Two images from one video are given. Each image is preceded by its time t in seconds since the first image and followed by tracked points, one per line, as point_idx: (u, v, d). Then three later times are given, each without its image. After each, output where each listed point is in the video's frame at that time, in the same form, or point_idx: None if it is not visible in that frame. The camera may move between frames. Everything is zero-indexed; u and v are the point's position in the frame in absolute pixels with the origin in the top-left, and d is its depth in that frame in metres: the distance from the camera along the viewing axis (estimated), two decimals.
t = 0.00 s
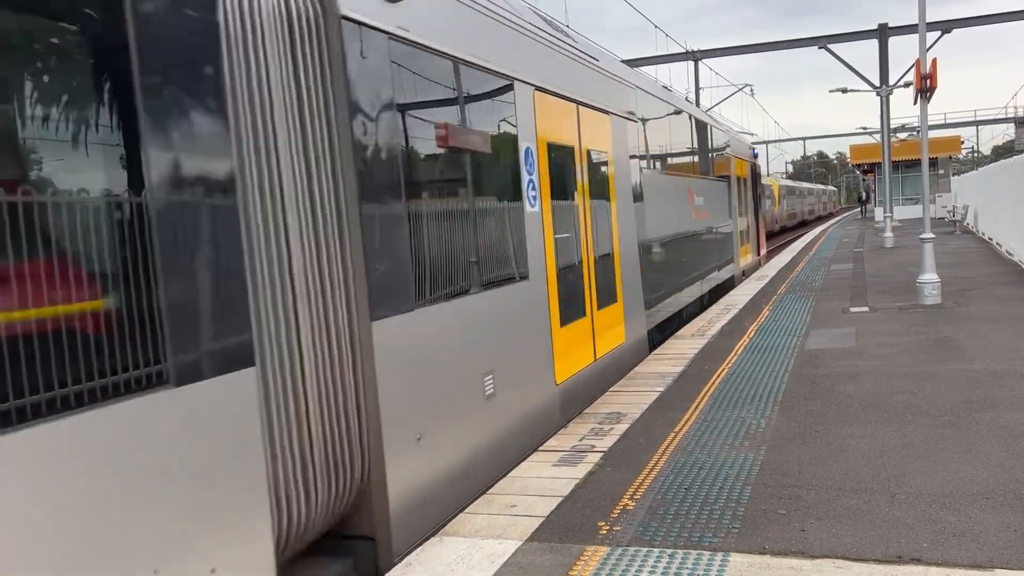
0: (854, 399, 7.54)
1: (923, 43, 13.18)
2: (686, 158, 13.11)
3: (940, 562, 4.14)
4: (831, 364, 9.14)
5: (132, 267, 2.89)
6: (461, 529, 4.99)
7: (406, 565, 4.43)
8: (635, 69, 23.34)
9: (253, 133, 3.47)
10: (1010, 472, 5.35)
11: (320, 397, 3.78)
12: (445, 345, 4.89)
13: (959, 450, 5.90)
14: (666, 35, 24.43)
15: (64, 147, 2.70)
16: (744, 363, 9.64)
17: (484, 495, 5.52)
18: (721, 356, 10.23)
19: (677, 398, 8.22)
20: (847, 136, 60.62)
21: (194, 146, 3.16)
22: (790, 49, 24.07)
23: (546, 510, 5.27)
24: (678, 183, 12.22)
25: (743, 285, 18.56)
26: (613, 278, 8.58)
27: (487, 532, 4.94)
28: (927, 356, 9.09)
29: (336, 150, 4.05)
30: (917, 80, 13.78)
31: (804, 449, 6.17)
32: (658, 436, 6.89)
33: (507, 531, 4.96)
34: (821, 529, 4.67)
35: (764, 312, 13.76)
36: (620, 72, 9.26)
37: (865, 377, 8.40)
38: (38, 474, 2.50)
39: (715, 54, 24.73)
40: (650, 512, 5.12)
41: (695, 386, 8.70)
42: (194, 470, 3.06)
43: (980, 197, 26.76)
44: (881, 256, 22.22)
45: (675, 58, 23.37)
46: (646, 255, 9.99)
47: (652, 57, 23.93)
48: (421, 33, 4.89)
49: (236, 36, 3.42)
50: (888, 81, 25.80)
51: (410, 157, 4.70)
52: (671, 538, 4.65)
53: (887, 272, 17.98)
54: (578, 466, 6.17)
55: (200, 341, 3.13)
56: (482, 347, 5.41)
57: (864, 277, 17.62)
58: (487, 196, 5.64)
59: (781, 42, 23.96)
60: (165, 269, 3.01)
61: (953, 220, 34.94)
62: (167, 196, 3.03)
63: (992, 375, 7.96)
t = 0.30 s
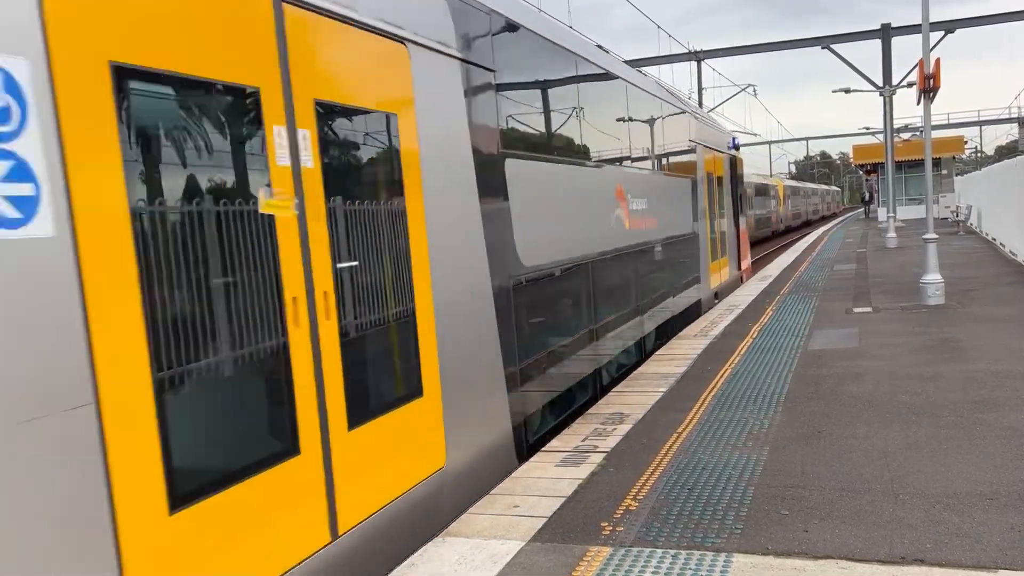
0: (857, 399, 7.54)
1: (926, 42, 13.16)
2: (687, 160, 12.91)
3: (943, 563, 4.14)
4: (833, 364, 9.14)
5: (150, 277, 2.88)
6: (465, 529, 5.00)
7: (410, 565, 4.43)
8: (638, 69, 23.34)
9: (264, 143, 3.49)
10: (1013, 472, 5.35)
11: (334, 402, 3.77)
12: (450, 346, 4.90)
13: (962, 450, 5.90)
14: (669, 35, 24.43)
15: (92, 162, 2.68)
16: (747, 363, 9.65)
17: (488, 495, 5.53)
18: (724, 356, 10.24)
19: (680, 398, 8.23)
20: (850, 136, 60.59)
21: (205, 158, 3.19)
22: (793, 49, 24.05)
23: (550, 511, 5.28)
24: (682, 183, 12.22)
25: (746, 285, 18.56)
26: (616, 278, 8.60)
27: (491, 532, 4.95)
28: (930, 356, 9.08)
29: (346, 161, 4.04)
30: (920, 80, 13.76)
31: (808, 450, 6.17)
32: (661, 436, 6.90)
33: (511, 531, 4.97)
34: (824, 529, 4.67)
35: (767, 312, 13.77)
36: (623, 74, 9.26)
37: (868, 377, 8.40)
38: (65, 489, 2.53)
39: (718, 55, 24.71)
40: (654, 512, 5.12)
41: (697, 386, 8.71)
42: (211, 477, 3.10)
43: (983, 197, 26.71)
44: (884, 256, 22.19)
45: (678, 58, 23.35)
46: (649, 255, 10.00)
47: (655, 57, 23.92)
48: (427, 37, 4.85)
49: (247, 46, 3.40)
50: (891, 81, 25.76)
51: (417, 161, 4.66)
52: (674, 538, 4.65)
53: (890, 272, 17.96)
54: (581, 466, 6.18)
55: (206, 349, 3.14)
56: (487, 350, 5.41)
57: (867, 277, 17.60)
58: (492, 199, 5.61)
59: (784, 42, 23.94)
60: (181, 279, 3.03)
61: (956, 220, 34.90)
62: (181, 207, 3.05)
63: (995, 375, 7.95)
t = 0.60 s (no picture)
0: (862, 400, 7.54)
1: (931, 42, 13.13)
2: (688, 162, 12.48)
3: (948, 564, 4.12)
4: (838, 364, 9.13)
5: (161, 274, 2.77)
6: (469, 529, 5.01)
7: (414, 566, 4.44)
8: (642, 69, 23.36)
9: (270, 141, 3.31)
10: (1019, 473, 5.33)
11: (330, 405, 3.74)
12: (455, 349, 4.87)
13: (967, 451, 5.88)
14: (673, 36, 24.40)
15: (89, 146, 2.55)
16: (751, 363, 9.64)
17: (492, 495, 5.53)
18: (728, 356, 10.24)
19: (685, 398, 8.23)
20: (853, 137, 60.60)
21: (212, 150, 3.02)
22: (797, 49, 24.01)
23: (553, 511, 5.28)
24: (688, 183, 12.20)
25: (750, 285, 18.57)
26: (622, 279, 8.61)
27: (494, 533, 4.95)
28: (935, 356, 9.07)
29: (358, 164, 3.88)
30: (925, 80, 13.72)
31: (812, 450, 6.16)
32: (665, 436, 6.89)
33: (515, 532, 4.97)
34: (828, 530, 4.66)
35: (772, 312, 13.78)
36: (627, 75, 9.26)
37: (872, 377, 8.39)
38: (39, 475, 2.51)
39: (722, 55, 24.69)
40: (657, 512, 5.11)
41: (702, 386, 8.70)
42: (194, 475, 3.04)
43: (988, 197, 26.67)
44: (888, 256, 22.17)
45: (682, 58, 23.33)
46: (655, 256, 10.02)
47: (659, 57, 23.91)
48: (430, 38, 4.83)
49: (238, 41, 3.32)
50: (895, 81, 25.72)
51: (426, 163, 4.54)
52: (678, 539, 4.64)
53: (895, 272, 17.95)
54: (585, 466, 6.19)
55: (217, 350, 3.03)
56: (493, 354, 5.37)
57: (871, 277, 17.59)
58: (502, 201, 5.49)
59: (788, 42, 23.91)
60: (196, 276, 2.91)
61: (960, 220, 34.87)
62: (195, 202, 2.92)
63: (1000, 375, 7.94)
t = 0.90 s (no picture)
0: (867, 400, 7.52)
1: (936, 42, 13.09)
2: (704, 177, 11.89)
3: (954, 565, 4.11)
4: (843, 364, 9.11)
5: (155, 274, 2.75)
6: (473, 529, 5.01)
7: (418, 565, 4.45)
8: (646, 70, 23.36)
9: (271, 143, 3.30)
10: None
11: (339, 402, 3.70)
12: (459, 349, 4.85)
13: (973, 451, 5.86)
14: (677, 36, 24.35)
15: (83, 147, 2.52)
16: (756, 363, 9.63)
17: (496, 495, 5.53)
18: (733, 357, 10.23)
19: (689, 398, 8.23)
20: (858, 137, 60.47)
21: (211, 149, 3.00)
22: (801, 49, 23.97)
23: (558, 511, 5.28)
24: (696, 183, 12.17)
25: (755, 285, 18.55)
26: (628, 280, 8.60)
27: (499, 533, 4.95)
28: (940, 356, 9.05)
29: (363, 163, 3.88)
30: (929, 79, 13.68)
31: (817, 451, 6.15)
32: (670, 437, 6.88)
33: (519, 532, 4.96)
34: (833, 531, 4.64)
35: (776, 312, 13.77)
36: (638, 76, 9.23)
37: (877, 377, 8.37)
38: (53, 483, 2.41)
39: (727, 54, 24.64)
40: (662, 513, 5.10)
41: (706, 386, 8.70)
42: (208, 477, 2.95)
43: (993, 197, 26.60)
44: (894, 256, 22.12)
45: (686, 58, 23.29)
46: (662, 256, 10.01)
47: (663, 57, 23.87)
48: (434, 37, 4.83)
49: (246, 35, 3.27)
50: (900, 81, 25.66)
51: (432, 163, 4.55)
52: (682, 539, 4.63)
53: (900, 272, 17.91)
54: (590, 466, 6.19)
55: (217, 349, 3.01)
56: (498, 355, 5.33)
57: (877, 277, 17.55)
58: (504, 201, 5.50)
59: (791, 42, 23.88)
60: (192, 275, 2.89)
61: (966, 220, 34.77)
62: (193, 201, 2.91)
63: (1006, 375, 7.91)
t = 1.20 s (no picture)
0: (872, 400, 7.51)
1: (942, 41, 13.06)
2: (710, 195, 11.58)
3: (960, 566, 4.09)
4: (847, 364, 9.09)
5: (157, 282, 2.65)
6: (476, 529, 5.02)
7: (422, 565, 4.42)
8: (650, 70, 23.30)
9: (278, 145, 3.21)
10: None
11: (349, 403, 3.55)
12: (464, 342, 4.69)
13: (978, 452, 5.85)
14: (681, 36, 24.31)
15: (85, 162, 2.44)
16: (761, 363, 9.61)
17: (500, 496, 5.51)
18: (737, 357, 10.22)
19: (694, 398, 8.22)
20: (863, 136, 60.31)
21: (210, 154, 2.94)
22: (805, 49, 23.94)
23: (562, 511, 5.28)
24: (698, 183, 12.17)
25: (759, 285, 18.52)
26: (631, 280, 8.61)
27: (503, 533, 4.95)
28: (945, 357, 9.02)
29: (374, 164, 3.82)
30: (935, 79, 13.65)
31: (822, 451, 6.13)
32: (674, 437, 6.87)
33: (524, 532, 4.96)
34: (838, 532, 4.63)
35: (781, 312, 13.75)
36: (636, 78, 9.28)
37: (883, 377, 8.35)
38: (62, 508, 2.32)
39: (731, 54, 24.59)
40: (667, 513, 5.09)
41: (711, 386, 8.69)
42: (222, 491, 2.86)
43: (999, 197, 26.51)
44: (899, 256, 22.08)
45: (690, 58, 23.26)
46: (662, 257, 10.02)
47: (667, 57, 23.84)
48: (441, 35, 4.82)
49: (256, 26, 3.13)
50: (905, 81, 25.58)
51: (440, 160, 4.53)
52: (687, 539, 4.63)
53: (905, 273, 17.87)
54: (594, 466, 6.19)
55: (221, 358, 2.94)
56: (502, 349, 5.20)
57: (881, 277, 17.52)
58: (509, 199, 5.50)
59: (795, 42, 23.84)
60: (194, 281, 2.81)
61: (972, 220, 34.67)
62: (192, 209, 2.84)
63: (1012, 376, 7.89)
